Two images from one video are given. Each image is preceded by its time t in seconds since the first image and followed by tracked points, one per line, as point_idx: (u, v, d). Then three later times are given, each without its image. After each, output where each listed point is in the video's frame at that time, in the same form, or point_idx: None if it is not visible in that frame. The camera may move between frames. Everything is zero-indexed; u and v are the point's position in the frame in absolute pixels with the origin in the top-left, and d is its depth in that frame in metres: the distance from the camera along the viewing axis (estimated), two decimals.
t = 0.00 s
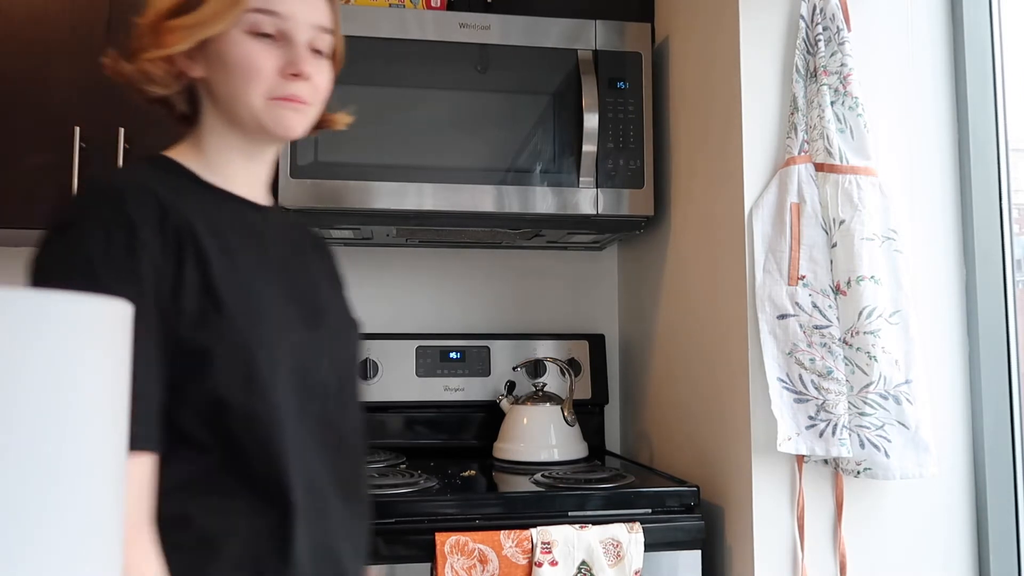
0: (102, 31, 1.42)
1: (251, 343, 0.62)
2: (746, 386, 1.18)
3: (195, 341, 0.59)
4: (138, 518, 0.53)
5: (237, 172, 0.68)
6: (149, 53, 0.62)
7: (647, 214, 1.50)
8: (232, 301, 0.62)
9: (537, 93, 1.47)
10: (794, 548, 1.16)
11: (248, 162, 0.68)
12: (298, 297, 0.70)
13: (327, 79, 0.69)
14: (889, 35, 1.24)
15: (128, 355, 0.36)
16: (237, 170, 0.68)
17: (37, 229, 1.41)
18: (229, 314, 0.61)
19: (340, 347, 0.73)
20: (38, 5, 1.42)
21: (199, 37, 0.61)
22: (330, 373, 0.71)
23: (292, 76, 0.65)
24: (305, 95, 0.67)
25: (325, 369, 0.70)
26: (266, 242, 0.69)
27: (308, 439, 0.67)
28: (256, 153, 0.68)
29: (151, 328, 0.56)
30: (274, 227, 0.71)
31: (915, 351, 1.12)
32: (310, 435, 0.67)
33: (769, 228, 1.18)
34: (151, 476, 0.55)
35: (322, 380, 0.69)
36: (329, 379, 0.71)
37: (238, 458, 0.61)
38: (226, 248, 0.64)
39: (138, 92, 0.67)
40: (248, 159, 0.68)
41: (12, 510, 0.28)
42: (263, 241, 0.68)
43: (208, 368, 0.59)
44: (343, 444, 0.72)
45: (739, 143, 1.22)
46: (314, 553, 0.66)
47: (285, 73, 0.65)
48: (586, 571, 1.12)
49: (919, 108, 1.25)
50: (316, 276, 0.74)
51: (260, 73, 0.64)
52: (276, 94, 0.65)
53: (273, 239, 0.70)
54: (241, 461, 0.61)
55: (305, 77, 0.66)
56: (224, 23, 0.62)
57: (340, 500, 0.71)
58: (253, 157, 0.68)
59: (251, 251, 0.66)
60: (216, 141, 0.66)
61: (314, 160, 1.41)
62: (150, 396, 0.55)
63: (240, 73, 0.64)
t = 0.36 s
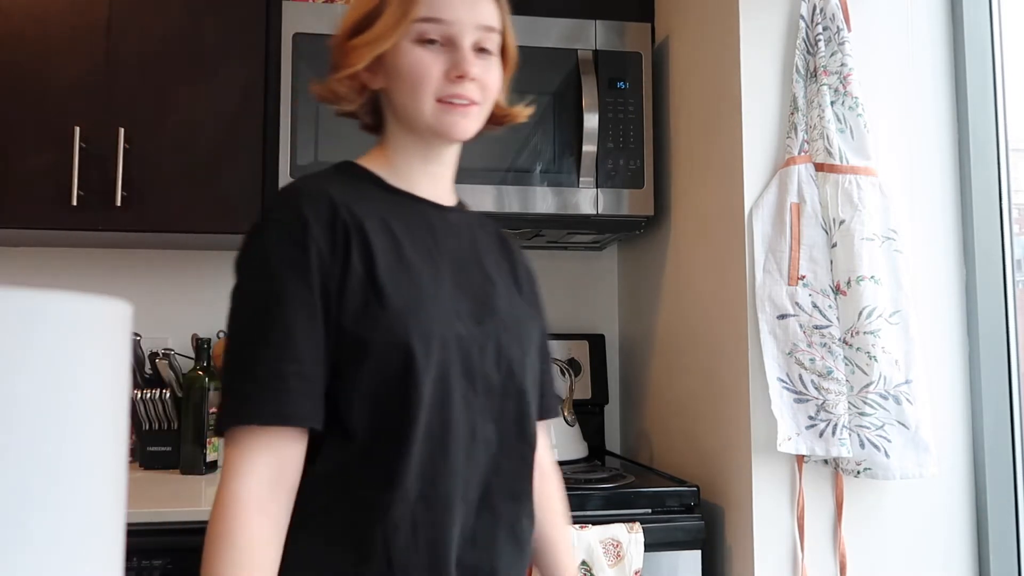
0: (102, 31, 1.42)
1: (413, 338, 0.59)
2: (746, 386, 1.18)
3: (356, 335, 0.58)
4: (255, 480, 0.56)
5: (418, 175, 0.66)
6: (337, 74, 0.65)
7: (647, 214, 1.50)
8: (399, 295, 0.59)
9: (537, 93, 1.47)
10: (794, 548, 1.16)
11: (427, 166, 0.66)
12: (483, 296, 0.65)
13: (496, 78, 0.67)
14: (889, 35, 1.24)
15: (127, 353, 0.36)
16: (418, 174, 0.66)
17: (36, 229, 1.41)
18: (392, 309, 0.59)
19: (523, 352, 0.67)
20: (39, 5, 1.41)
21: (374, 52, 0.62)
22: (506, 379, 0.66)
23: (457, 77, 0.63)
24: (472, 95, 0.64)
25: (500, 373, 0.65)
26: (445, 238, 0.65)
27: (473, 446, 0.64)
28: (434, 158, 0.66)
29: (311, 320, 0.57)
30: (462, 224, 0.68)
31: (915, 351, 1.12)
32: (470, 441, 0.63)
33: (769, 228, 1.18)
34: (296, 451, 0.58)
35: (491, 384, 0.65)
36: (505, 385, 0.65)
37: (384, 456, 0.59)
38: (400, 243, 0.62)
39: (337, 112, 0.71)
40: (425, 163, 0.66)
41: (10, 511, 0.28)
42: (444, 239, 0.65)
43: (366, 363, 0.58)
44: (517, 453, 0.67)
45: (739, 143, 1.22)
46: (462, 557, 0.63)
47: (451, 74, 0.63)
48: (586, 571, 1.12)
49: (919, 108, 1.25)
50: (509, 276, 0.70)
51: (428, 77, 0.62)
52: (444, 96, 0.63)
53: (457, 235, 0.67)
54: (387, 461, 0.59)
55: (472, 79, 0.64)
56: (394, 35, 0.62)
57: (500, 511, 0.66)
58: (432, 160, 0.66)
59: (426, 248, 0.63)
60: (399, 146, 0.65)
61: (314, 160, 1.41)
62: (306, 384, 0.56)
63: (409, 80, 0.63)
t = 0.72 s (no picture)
0: (102, 31, 1.42)
1: (449, 347, 0.61)
2: (746, 386, 1.18)
3: (395, 341, 0.62)
4: (285, 483, 0.61)
5: (487, 180, 0.70)
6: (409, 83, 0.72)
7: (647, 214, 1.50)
8: (439, 304, 0.62)
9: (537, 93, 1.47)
10: (794, 548, 1.16)
11: (498, 167, 0.70)
12: (537, 304, 0.66)
13: (559, 70, 0.69)
14: (889, 35, 1.24)
15: (125, 354, 0.37)
16: (486, 178, 0.70)
17: (37, 229, 1.41)
18: (430, 318, 0.62)
19: (584, 364, 0.67)
20: (39, 5, 1.42)
21: (436, 54, 0.68)
22: (564, 391, 0.65)
23: (515, 74, 0.66)
24: (533, 91, 0.67)
25: (557, 384, 0.65)
26: (501, 247, 0.68)
27: (524, 455, 0.65)
28: (503, 157, 0.70)
29: (352, 326, 0.61)
30: (527, 231, 0.69)
31: (915, 351, 1.12)
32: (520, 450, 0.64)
33: (769, 228, 1.18)
34: (332, 452, 0.63)
35: (547, 396, 0.65)
36: (564, 397, 0.65)
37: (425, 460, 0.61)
38: (450, 253, 0.65)
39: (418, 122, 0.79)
40: (494, 162, 0.70)
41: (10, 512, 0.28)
42: (495, 250, 0.67)
43: (405, 369, 0.62)
44: (580, 469, 0.66)
45: (738, 143, 1.22)
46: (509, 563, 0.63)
47: (510, 71, 0.66)
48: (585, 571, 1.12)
49: (919, 108, 1.25)
50: (576, 285, 0.70)
51: (488, 75, 0.66)
52: (504, 94, 0.67)
53: (518, 244, 0.68)
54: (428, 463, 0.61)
55: (531, 73, 0.67)
56: (453, 37, 0.67)
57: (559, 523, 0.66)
58: (501, 161, 0.70)
59: (474, 258, 0.66)
60: (471, 149, 0.71)
61: (314, 160, 1.41)
62: (346, 385, 0.61)
63: (470, 79, 0.67)
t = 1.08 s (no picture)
0: (101, 31, 1.42)
1: (476, 341, 0.61)
2: (746, 386, 1.18)
3: (418, 339, 0.62)
4: (321, 496, 0.61)
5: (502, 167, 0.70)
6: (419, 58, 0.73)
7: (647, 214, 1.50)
8: (462, 297, 0.62)
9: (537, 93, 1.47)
10: (794, 548, 1.16)
11: (514, 149, 0.70)
12: (563, 293, 0.66)
13: (574, 44, 0.68)
14: (889, 35, 1.24)
15: (126, 355, 0.38)
16: (500, 164, 0.70)
17: (36, 228, 1.41)
18: (454, 312, 0.61)
19: (622, 351, 0.66)
20: (39, 5, 1.42)
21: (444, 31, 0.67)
22: (602, 378, 0.64)
23: (529, 49, 0.65)
24: (549, 66, 0.66)
25: (592, 372, 0.64)
26: (524, 237, 0.68)
27: (564, 447, 0.64)
28: (518, 138, 0.70)
29: (373, 325, 0.61)
30: (548, 218, 0.70)
31: (915, 351, 1.12)
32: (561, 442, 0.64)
33: (769, 228, 1.18)
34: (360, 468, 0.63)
35: (585, 383, 0.64)
36: (602, 384, 0.64)
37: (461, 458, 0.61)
38: (471, 246, 0.65)
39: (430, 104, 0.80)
40: (509, 143, 0.70)
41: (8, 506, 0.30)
42: (516, 241, 0.68)
43: (431, 367, 0.61)
44: (620, 460, 0.65)
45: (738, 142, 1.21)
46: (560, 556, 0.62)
47: (523, 46, 0.65)
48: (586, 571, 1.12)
49: (919, 108, 1.25)
50: (603, 269, 0.70)
51: (499, 50, 0.65)
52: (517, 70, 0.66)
53: (541, 232, 0.68)
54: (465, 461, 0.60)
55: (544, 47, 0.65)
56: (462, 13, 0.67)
57: (605, 518, 0.65)
58: (517, 144, 0.70)
59: (495, 250, 0.66)
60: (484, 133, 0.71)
61: (314, 160, 1.41)
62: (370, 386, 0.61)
63: (482, 56, 0.66)
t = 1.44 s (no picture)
0: (102, 31, 1.42)
1: (455, 344, 0.61)
2: (746, 385, 1.18)
3: (396, 339, 0.61)
4: (315, 493, 0.60)
5: (487, 156, 0.70)
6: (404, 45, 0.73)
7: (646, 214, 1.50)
8: (441, 298, 0.62)
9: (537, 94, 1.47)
10: (794, 548, 1.16)
11: (499, 137, 0.70)
12: (547, 292, 0.66)
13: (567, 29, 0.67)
14: (889, 35, 1.24)
15: (125, 355, 0.39)
16: (486, 154, 0.70)
17: (37, 228, 1.41)
18: (432, 312, 0.61)
19: (604, 353, 0.66)
20: (40, 6, 1.42)
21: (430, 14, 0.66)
22: (582, 379, 0.65)
23: (520, 34, 0.64)
24: (540, 52, 0.65)
25: (574, 373, 0.65)
26: (506, 233, 0.68)
27: (551, 449, 0.64)
28: (505, 125, 0.69)
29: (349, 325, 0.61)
30: (532, 214, 0.70)
31: (915, 351, 1.12)
32: (551, 444, 0.63)
33: (769, 228, 1.18)
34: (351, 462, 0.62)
35: (566, 385, 0.64)
36: (582, 386, 0.65)
37: (440, 459, 0.60)
38: (451, 243, 0.65)
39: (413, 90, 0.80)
40: (495, 131, 0.69)
41: (9, 502, 0.31)
42: (501, 239, 0.67)
43: (409, 367, 0.61)
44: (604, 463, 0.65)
45: (739, 142, 1.21)
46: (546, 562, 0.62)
47: (513, 30, 0.64)
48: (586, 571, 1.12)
49: (919, 108, 1.25)
50: (586, 267, 0.70)
51: (490, 35, 0.64)
52: (507, 55, 0.65)
53: (525, 229, 0.68)
54: (444, 463, 0.60)
55: (537, 32, 0.64)
56: None
57: (604, 505, 0.65)
58: (503, 132, 0.70)
59: (478, 247, 0.66)
60: (471, 119, 0.70)
61: (314, 161, 1.41)
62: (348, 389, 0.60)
63: (471, 40, 0.65)
